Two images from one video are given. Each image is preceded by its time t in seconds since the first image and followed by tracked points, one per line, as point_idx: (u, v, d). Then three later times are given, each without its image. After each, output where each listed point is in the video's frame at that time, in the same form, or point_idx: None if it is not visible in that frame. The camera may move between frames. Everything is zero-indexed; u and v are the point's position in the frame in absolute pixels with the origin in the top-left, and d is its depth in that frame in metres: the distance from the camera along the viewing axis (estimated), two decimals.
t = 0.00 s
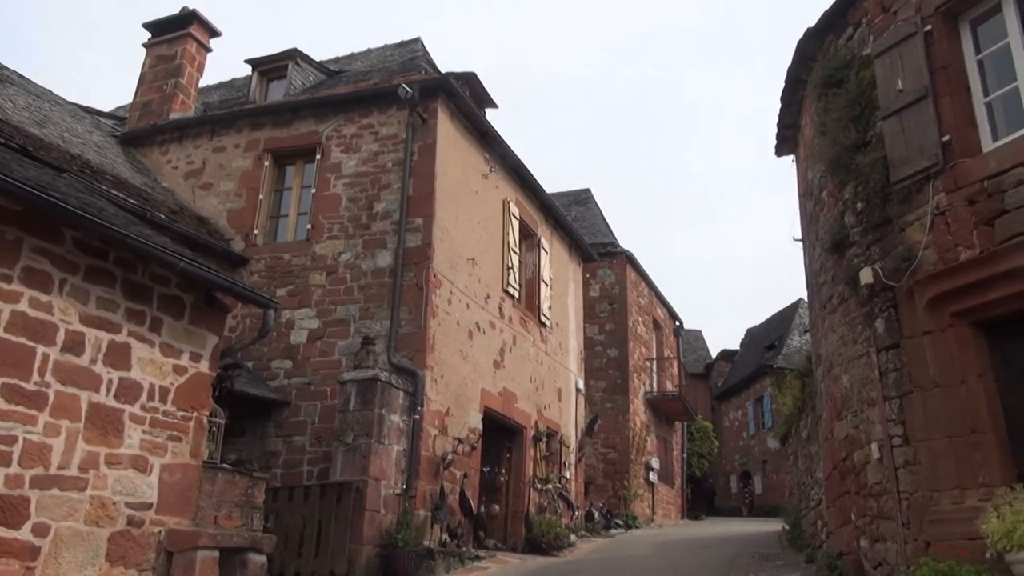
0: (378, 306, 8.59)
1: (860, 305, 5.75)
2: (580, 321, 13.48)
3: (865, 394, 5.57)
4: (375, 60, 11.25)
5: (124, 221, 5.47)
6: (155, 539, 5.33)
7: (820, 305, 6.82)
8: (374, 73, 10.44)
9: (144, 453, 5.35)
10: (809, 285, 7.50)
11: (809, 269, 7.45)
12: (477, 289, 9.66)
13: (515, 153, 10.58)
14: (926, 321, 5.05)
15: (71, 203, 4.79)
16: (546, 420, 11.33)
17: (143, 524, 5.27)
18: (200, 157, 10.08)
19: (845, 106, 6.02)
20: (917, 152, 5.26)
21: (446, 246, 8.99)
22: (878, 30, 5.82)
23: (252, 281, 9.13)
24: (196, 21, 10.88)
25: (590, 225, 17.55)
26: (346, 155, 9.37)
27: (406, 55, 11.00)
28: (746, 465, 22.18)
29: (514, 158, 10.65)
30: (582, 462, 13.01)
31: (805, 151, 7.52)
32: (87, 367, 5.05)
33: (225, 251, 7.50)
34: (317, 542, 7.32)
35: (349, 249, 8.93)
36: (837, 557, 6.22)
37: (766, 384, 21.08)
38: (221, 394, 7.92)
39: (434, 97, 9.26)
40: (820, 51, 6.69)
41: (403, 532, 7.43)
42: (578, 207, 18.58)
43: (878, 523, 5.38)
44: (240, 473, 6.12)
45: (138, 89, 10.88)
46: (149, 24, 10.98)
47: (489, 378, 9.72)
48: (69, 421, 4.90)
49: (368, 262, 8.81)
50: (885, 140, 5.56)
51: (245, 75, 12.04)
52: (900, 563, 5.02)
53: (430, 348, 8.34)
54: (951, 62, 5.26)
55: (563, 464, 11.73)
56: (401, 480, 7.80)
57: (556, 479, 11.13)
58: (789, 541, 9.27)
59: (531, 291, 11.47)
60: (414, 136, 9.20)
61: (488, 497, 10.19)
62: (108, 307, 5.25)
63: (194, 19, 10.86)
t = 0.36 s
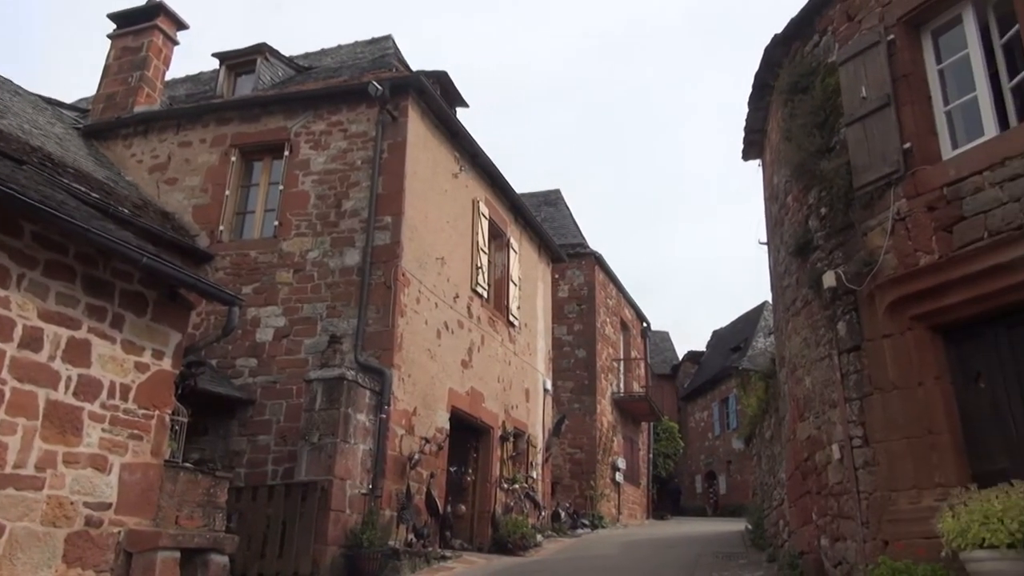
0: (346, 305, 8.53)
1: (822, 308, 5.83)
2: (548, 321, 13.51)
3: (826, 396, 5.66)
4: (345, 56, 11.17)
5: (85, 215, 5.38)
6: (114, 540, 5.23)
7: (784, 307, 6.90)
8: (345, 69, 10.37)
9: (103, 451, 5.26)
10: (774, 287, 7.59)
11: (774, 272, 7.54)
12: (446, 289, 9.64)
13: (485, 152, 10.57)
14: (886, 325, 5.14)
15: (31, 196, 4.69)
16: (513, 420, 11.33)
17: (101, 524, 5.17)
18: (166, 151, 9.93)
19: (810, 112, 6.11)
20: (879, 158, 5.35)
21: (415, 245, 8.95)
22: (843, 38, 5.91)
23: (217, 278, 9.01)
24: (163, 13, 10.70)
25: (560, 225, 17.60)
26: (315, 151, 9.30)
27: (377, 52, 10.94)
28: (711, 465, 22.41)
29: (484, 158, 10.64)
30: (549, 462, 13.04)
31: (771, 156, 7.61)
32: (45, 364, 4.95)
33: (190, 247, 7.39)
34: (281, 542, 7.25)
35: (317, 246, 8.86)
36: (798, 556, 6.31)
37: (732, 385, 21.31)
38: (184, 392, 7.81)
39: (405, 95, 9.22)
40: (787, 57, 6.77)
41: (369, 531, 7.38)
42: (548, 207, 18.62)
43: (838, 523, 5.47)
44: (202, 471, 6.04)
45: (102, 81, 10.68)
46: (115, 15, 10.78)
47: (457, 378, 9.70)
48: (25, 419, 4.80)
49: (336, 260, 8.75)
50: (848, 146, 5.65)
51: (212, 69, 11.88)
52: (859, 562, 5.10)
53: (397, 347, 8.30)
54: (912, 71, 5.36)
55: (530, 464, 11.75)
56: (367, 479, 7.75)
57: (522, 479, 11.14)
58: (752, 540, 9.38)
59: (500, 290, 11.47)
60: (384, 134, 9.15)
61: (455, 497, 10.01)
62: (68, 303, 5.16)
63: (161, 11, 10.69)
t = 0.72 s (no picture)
0: (314, 303, 8.46)
1: (787, 310, 5.90)
2: (518, 322, 13.51)
3: (790, 397, 5.73)
4: (316, 53, 11.08)
5: (47, 209, 5.28)
6: (73, 541, 5.13)
7: (750, 309, 6.97)
8: (315, 66, 10.27)
9: (62, 450, 5.16)
10: (740, 289, 7.66)
11: (741, 274, 7.62)
12: (415, 288, 9.60)
13: (456, 151, 10.54)
14: (849, 327, 5.21)
15: None
16: (481, 420, 11.33)
17: (60, 524, 5.07)
18: (131, 145, 9.77)
19: (776, 117, 6.18)
20: (843, 163, 5.43)
21: (384, 244, 8.91)
22: (810, 45, 5.99)
23: (182, 275, 8.88)
24: (129, 5, 10.52)
25: (530, 226, 17.63)
26: (284, 148, 9.21)
27: (348, 49, 10.86)
28: (678, 465, 22.58)
29: (455, 157, 10.61)
30: (517, 462, 13.05)
31: (739, 159, 7.69)
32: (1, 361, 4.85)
33: (155, 243, 7.29)
34: (245, 543, 7.17)
35: (285, 244, 8.78)
36: (762, 555, 6.38)
37: (699, 386, 21.49)
38: (147, 391, 7.69)
39: (375, 93, 9.16)
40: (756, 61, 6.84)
41: (335, 532, 7.32)
42: (518, 208, 18.63)
43: (800, 522, 5.54)
44: (165, 471, 5.92)
45: (66, 73, 10.48)
46: (80, 6, 10.58)
47: (426, 377, 9.66)
48: None
49: (304, 258, 8.67)
50: (814, 150, 5.72)
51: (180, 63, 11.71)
52: (820, 561, 5.17)
53: (365, 347, 8.25)
54: (876, 78, 5.45)
55: (498, 464, 11.75)
56: (333, 479, 7.69)
57: (490, 479, 11.14)
58: (717, 540, 9.48)
59: (470, 290, 11.45)
60: (354, 132, 9.08)
61: (421, 497, 10.13)
62: (27, 298, 5.06)
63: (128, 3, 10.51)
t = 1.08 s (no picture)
0: (282, 301, 8.38)
1: (754, 312, 5.96)
2: (488, 321, 13.49)
3: (756, 397, 5.79)
4: (286, 48, 10.98)
5: (7, 202, 5.18)
6: (31, 541, 5.02)
7: (718, 310, 7.03)
8: (286, 62, 10.18)
9: (21, 449, 5.05)
10: (709, 289, 7.73)
11: (709, 276, 7.68)
12: (385, 286, 9.55)
13: (428, 150, 10.51)
14: (814, 328, 5.28)
15: None
16: (451, 419, 11.30)
17: (18, 525, 4.96)
18: (95, 138, 9.60)
19: (745, 120, 6.24)
20: (810, 167, 5.49)
21: (354, 241, 8.85)
22: (778, 49, 6.06)
23: (147, 272, 8.74)
24: None
25: (502, 225, 17.63)
26: (253, 144, 9.12)
27: (319, 45, 10.78)
28: (646, 465, 22.73)
29: (426, 155, 10.58)
30: (487, 461, 13.03)
31: (708, 161, 7.75)
32: None
33: (119, 238, 7.17)
34: (210, 544, 7.08)
35: (253, 241, 8.69)
36: (727, 554, 6.44)
37: (668, 387, 21.64)
38: (109, 388, 7.57)
39: (346, 90, 9.10)
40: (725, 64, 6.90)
41: (301, 532, 7.25)
42: (490, 207, 18.63)
43: (765, 521, 5.60)
44: (128, 470, 5.80)
45: (28, 64, 10.27)
46: None
47: (395, 376, 9.62)
48: None
49: (272, 256, 8.59)
50: (781, 154, 5.79)
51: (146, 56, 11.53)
52: (785, 559, 5.24)
53: (334, 345, 8.19)
54: (842, 84, 5.53)
55: (468, 463, 11.73)
56: (300, 479, 7.62)
57: (459, 479, 11.12)
58: (683, 538, 9.55)
59: (440, 289, 11.42)
60: (324, 129, 9.02)
61: (389, 497, 10.10)
62: None
63: None
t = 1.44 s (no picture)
0: (252, 298, 8.30)
1: (725, 312, 6.01)
2: (461, 320, 13.47)
3: (726, 397, 5.84)
4: (259, 43, 10.87)
5: None
6: None
7: (690, 311, 7.08)
8: (258, 57, 10.08)
9: None
10: (680, 290, 7.78)
11: (681, 276, 7.74)
12: (357, 285, 9.50)
13: (401, 148, 10.47)
14: (783, 329, 5.34)
15: None
16: (423, 418, 11.27)
17: None
18: (62, 131, 9.43)
19: (718, 122, 6.29)
20: (781, 170, 5.55)
21: (326, 239, 8.79)
22: (751, 52, 6.12)
23: (115, 268, 8.61)
24: None
25: (475, 224, 17.62)
26: (223, 139, 9.02)
27: (292, 41, 10.69)
28: (618, 464, 22.86)
29: (400, 153, 10.54)
30: (458, 460, 13.01)
31: (681, 163, 7.80)
32: None
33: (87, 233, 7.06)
34: (177, 543, 6.99)
35: (223, 237, 8.59)
36: (697, 553, 6.49)
37: (639, 387, 21.78)
38: (75, 386, 7.45)
39: (320, 86, 9.04)
40: (698, 67, 6.95)
41: (270, 531, 7.19)
42: (463, 206, 18.61)
43: (734, 520, 5.65)
44: (93, 469, 5.62)
45: None
46: None
47: (367, 375, 9.57)
48: None
49: (243, 252, 8.50)
50: (753, 156, 5.84)
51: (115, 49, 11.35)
52: (752, 557, 5.29)
53: (305, 343, 8.13)
54: (813, 88, 5.60)
55: (439, 463, 11.71)
56: (270, 478, 7.55)
57: (431, 478, 11.09)
58: (654, 538, 9.61)
59: (413, 288, 11.38)
60: (297, 125, 8.95)
61: (359, 496, 10.06)
62: None
63: None
